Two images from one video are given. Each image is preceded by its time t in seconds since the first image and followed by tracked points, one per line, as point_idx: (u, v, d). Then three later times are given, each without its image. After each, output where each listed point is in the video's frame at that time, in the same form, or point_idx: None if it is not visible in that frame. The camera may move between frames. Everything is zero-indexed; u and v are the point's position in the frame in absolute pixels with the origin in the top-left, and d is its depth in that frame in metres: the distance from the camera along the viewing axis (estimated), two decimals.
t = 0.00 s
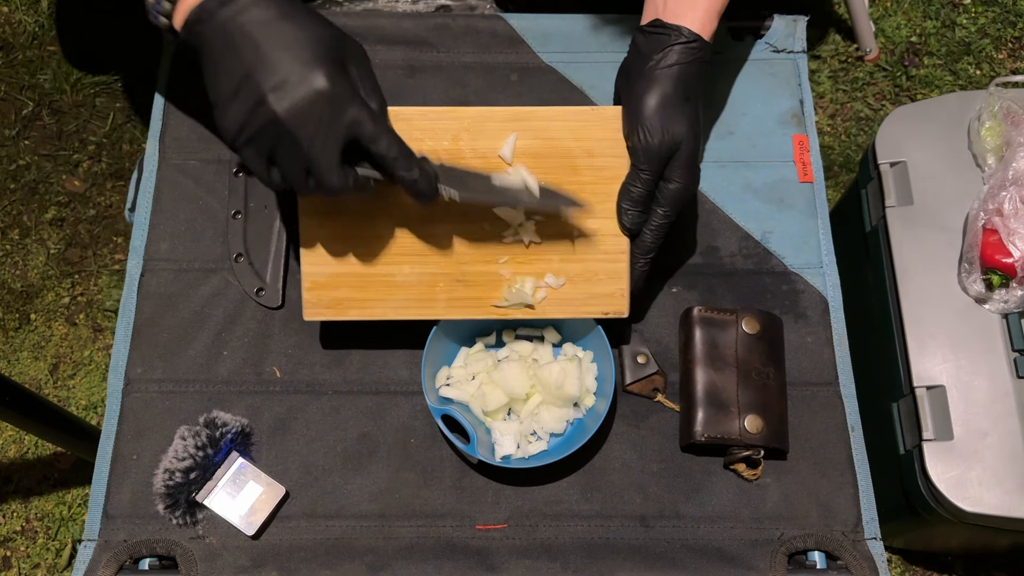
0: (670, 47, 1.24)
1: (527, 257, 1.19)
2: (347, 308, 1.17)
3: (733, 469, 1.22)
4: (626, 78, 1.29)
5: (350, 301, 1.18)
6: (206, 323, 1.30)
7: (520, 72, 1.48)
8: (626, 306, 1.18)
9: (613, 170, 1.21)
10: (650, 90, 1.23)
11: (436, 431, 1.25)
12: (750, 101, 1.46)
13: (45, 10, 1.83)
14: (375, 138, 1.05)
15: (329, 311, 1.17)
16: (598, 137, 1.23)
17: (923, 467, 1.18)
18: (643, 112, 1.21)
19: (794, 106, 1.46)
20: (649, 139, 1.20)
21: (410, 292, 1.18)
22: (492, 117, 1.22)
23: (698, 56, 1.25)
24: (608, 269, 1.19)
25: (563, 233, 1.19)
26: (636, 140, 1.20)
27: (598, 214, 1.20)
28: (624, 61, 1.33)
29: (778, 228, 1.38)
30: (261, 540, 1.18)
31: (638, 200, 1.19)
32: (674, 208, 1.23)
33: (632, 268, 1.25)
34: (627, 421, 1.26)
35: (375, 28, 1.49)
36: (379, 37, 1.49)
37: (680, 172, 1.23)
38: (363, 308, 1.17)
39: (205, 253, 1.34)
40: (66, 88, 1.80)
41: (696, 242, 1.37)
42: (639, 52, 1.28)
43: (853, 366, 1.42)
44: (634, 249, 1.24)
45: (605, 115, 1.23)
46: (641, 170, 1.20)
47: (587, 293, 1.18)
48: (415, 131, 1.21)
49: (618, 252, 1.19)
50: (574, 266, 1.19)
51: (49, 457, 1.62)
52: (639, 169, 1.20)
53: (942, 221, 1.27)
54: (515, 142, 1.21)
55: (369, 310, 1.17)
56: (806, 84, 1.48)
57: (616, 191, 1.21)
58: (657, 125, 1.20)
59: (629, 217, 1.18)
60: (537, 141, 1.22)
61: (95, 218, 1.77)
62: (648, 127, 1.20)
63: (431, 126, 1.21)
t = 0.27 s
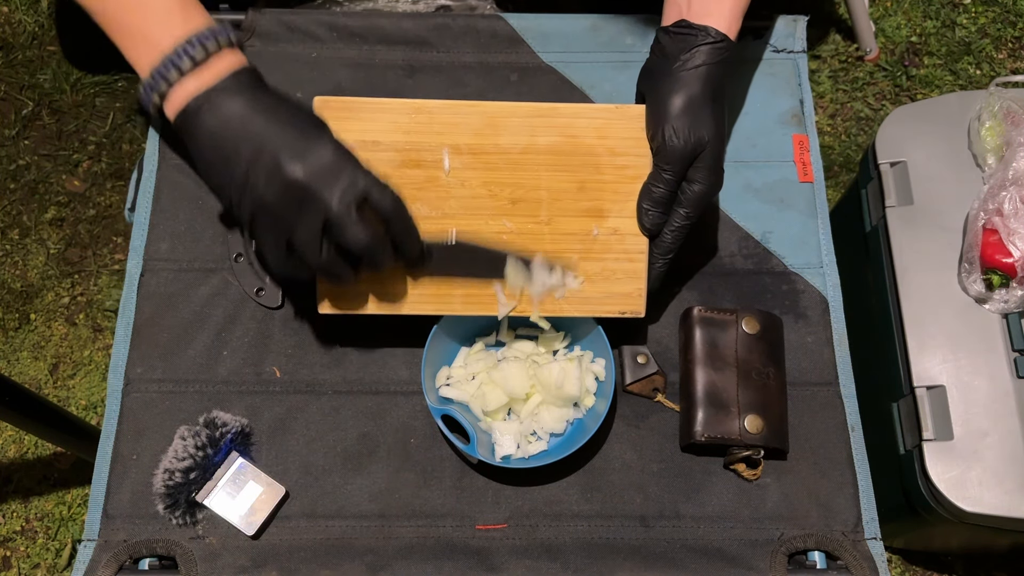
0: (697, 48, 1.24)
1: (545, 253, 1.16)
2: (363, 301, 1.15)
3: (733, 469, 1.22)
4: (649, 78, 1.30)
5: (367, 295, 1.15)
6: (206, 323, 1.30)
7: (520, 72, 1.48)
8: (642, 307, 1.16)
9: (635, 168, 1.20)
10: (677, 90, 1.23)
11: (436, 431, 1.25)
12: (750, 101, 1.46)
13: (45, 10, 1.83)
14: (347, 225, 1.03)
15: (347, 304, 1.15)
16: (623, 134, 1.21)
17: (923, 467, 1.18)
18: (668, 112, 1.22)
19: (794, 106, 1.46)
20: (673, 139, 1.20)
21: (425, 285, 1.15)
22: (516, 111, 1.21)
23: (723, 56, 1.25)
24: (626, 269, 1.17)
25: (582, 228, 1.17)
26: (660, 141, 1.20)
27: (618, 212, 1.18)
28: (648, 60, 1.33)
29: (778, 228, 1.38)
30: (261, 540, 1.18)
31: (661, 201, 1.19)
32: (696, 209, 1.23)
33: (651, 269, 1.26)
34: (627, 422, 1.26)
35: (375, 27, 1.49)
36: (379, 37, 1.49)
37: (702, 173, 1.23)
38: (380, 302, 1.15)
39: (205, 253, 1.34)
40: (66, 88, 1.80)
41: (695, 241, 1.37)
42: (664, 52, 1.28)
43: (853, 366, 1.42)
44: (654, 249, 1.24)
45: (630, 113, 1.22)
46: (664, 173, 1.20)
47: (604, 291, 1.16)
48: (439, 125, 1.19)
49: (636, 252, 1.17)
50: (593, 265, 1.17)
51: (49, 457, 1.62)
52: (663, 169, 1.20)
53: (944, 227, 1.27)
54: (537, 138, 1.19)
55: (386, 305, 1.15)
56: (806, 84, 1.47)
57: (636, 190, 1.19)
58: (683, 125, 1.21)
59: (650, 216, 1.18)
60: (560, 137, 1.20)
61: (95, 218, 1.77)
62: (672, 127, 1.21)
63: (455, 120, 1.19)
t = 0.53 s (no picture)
0: (696, 51, 1.23)
1: (542, 252, 1.16)
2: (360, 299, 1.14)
3: (733, 469, 1.22)
4: (647, 79, 1.29)
5: (362, 292, 1.14)
6: (206, 323, 1.30)
7: (520, 72, 1.48)
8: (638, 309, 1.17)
9: (633, 170, 1.20)
10: (675, 93, 1.23)
11: (436, 431, 1.25)
12: (750, 101, 1.46)
13: (44, 10, 1.83)
14: (328, 230, 0.99)
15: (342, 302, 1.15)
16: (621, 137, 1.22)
17: (923, 467, 1.17)
18: (667, 115, 1.22)
19: (794, 106, 1.46)
20: (671, 142, 1.20)
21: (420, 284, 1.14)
22: (515, 112, 1.21)
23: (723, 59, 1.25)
24: (624, 271, 1.17)
25: (579, 229, 1.17)
26: (658, 143, 1.20)
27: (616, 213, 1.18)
28: (646, 63, 1.33)
29: (778, 228, 1.38)
30: (261, 540, 1.18)
31: (659, 204, 1.19)
32: (694, 211, 1.23)
33: (648, 270, 1.26)
34: (627, 422, 1.26)
35: (375, 27, 1.49)
36: (379, 36, 1.49)
37: (700, 175, 1.22)
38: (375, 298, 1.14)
39: (205, 253, 1.34)
40: (66, 88, 1.80)
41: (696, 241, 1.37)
42: (662, 54, 1.28)
43: (853, 366, 1.42)
44: (650, 251, 1.24)
45: (629, 115, 1.23)
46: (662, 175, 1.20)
47: (600, 292, 1.16)
48: (439, 123, 1.19)
49: (634, 253, 1.17)
50: (590, 265, 1.16)
51: (49, 457, 1.62)
52: (661, 172, 1.20)
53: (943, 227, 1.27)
54: (536, 139, 1.20)
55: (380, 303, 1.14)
56: (806, 84, 1.47)
57: (633, 192, 1.19)
58: (681, 128, 1.21)
59: (647, 219, 1.18)
60: (558, 138, 1.21)
61: (95, 219, 1.77)
62: (671, 130, 1.21)
63: (454, 119, 1.19)
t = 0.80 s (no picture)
0: (685, 43, 1.24)
1: (529, 245, 1.17)
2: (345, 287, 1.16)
3: (733, 469, 1.22)
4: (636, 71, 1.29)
5: (349, 280, 1.16)
6: (206, 323, 1.29)
7: (520, 72, 1.48)
8: (625, 302, 1.17)
9: (621, 162, 1.19)
10: (663, 85, 1.23)
11: (436, 431, 1.25)
12: (750, 101, 1.46)
13: (44, 10, 1.83)
14: (367, 129, 1.05)
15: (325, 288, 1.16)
16: (609, 128, 1.21)
17: (923, 467, 1.17)
18: (655, 106, 1.21)
19: (794, 106, 1.46)
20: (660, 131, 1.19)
21: (407, 273, 1.16)
22: (502, 103, 1.20)
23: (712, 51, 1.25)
24: (610, 264, 1.17)
25: (568, 221, 1.18)
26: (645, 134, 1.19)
27: (603, 205, 1.18)
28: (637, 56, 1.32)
29: (778, 227, 1.38)
30: (261, 541, 1.18)
31: (647, 193, 1.18)
32: (680, 204, 1.23)
33: (636, 264, 1.26)
34: (627, 422, 1.26)
35: (376, 28, 1.49)
36: (379, 37, 1.49)
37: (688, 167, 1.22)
38: (361, 288, 1.16)
39: (205, 253, 1.34)
40: (66, 88, 1.80)
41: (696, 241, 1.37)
42: (653, 47, 1.28)
43: (853, 366, 1.42)
44: (639, 244, 1.25)
45: (617, 106, 1.21)
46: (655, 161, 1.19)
47: (586, 284, 1.17)
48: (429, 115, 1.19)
49: (621, 245, 1.17)
50: (576, 258, 1.17)
51: (49, 457, 1.62)
52: (651, 162, 1.19)
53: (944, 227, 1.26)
54: (524, 130, 1.19)
55: (368, 291, 1.16)
56: (806, 84, 1.48)
57: (622, 184, 1.19)
58: (669, 119, 1.20)
59: (634, 211, 1.17)
60: (546, 129, 1.19)
61: (95, 219, 1.77)
62: (659, 122, 1.20)
63: (444, 109, 1.19)
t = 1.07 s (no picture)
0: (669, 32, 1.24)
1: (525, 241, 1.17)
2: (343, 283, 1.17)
3: (733, 469, 1.22)
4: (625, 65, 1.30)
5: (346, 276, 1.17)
6: (206, 323, 1.30)
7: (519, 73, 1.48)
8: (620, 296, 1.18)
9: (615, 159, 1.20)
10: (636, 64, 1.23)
11: (436, 431, 1.25)
12: (750, 101, 1.47)
13: (45, 11, 1.85)
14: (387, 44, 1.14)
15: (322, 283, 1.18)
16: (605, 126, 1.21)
17: (923, 467, 1.18)
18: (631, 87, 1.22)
19: (794, 106, 1.46)
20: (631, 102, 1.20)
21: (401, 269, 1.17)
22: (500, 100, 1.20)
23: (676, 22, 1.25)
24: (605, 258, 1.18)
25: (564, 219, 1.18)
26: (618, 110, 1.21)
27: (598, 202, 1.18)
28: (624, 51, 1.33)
29: (778, 227, 1.38)
30: (261, 540, 1.18)
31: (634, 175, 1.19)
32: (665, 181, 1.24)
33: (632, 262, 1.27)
34: (627, 421, 1.26)
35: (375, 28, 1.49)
36: (379, 37, 1.49)
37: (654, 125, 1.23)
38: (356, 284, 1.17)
39: (206, 253, 1.34)
40: (67, 88, 1.82)
41: (695, 241, 1.38)
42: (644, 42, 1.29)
43: (853, 366, 1.42)
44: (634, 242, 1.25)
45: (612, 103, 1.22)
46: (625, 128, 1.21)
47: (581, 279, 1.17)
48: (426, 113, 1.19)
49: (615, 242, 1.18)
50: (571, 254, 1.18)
51: (49, 457, 1.62)
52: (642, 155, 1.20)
53: (944, 228, 1.26)
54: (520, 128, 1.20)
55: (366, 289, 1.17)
56: (805, 84, 1.48)
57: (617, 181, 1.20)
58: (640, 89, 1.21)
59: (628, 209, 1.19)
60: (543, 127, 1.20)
61: (95, 219, 1.78)
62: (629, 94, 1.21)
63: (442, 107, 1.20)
